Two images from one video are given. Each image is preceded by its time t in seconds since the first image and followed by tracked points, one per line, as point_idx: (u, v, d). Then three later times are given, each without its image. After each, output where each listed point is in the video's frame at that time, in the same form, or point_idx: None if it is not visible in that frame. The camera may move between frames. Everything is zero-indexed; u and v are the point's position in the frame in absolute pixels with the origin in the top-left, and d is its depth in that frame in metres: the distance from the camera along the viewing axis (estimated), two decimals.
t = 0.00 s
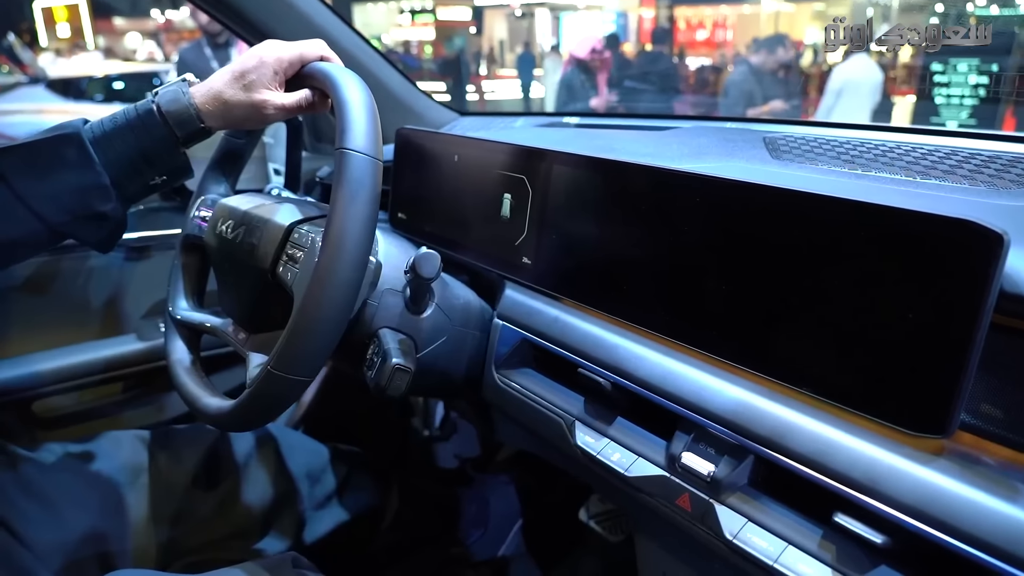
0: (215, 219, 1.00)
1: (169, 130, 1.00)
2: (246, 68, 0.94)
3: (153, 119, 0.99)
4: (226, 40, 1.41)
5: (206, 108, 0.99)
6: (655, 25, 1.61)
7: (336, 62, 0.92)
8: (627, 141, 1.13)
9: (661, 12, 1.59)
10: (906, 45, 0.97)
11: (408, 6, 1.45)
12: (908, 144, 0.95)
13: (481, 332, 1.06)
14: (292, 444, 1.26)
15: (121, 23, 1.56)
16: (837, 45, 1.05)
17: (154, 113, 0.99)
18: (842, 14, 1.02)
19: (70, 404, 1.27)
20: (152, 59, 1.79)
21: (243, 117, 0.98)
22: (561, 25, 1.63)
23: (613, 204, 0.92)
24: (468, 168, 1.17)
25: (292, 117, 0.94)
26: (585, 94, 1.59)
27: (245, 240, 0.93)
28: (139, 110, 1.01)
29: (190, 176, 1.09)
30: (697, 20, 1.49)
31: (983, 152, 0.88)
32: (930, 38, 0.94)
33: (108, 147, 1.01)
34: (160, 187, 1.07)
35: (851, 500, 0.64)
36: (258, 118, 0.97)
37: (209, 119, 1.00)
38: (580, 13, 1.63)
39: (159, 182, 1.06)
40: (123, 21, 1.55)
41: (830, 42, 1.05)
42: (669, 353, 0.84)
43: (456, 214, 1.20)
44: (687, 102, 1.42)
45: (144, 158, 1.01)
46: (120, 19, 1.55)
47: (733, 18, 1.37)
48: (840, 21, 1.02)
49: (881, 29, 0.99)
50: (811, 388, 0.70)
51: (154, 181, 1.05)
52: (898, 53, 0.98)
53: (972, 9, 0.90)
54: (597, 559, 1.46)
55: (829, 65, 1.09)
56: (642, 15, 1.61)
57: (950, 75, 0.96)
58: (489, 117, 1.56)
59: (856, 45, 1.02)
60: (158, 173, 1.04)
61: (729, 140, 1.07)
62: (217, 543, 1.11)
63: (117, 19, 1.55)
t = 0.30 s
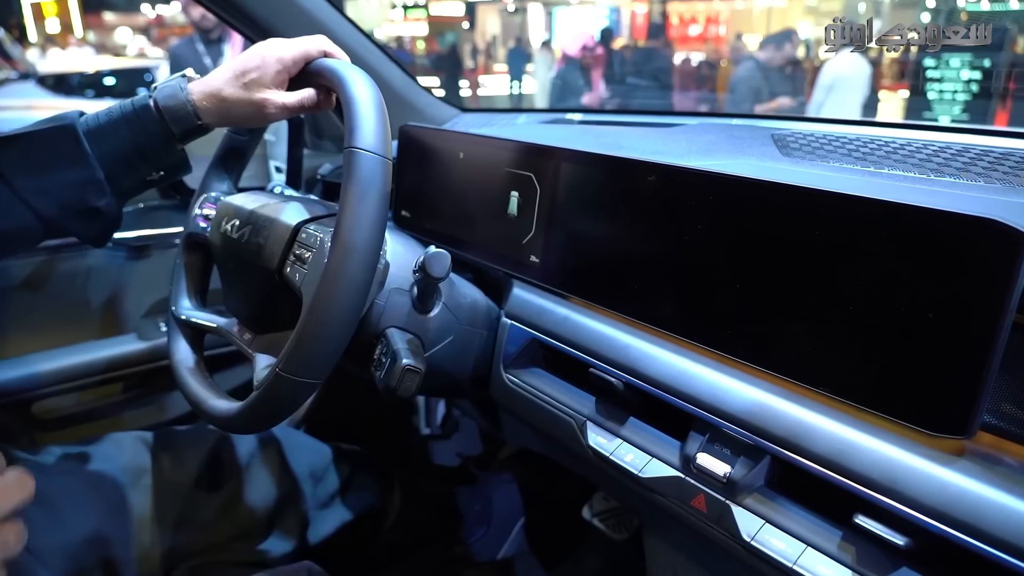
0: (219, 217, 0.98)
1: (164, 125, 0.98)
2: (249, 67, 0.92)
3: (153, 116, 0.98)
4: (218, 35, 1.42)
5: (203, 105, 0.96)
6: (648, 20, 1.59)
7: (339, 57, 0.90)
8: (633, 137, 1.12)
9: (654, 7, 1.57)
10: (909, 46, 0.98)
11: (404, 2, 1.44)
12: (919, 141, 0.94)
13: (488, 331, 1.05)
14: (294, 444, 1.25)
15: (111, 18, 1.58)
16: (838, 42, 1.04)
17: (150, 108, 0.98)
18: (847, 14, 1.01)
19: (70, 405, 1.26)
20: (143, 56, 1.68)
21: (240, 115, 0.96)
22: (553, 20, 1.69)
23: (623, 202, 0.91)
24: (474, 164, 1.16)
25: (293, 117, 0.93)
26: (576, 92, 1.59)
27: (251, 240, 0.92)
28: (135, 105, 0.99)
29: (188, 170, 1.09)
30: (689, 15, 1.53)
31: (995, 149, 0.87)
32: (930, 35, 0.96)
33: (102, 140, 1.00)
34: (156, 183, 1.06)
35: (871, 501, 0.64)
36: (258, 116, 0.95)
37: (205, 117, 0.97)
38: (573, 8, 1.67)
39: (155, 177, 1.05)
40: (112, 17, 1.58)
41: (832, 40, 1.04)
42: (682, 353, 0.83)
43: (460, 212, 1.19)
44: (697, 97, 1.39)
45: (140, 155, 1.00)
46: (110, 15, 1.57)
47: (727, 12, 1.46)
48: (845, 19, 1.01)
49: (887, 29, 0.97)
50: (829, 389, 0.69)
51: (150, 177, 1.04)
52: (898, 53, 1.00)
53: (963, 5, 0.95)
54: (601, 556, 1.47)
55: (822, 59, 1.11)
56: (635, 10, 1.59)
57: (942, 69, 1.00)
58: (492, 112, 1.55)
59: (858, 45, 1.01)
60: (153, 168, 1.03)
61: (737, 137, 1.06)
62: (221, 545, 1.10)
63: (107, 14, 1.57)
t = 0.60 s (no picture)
0: (218, 218, 0.97)
1: (67, 215, 0.99)
2: (145, 150, 0.96)
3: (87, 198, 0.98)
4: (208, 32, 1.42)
5: (108, 194, 0.98)
6: (640, 16, 1.67)
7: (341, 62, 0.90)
8: (633, 135, 1.12)
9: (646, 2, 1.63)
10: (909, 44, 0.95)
11: None
12: (921, 140, 0.94)
13: (488, 332, 1.05)
14: (291, 446, 1.25)
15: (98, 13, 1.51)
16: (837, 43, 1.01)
17: (54, 199, 0.99)
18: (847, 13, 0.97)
19: (66, 407, 1.25)
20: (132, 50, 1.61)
21: (150, 201, 0.99)
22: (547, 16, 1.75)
23: (625, 203, 0.91)
24: (474, 164, 1.16)
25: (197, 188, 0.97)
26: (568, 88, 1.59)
27: (252, 241, 0.91)
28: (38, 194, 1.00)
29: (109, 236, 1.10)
30: (682, 11, 1.53)
31: (998, 148, 0.87)
32: (931, 35, 0.92)
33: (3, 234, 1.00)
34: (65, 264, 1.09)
35: (879, 503, 0.64)
36: (165, 200, 0.98)
37: (111, 206, 0.99)
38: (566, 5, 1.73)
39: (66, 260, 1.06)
40: (99, 12, 1.50)
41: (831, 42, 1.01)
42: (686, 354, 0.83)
43: (459, 211, 1.19)
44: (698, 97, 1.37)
45: (51, 246, 1.02)
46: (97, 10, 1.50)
47: (718, 9, 1.43)
48: (840, 22, 0.98)
49: (891, 25, 0.94)
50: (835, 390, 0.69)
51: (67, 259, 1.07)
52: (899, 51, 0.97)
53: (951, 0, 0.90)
54: (600, 555, 1.47)
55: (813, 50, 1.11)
56: (627, 6, 1.65)
57: (933, 65, 0.97)
58: (490, 111, 1.54)
59: (857, 45, 0.98)
60: (65, 254, 1.05)
61: (738, 136, 1.06)
62: (220, 547, 1.09)
63: (96, 9, 1.49)
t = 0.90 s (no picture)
0: (218, 215, 0.96)
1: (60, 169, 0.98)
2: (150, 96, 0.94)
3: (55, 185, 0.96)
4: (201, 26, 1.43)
5: (101, 143, 0.96)
6: (632, 11, 1.50)
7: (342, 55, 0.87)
8: (637, 130, 1.11)
9: None
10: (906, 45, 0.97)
11: None
12: (930, 134, 0.93)
13: (492, 329, 1.04)
14: (291, 445, 1.23)
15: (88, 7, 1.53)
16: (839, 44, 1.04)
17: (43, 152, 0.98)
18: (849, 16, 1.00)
19: (62, 407, 1.23)
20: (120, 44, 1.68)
21: (149, 148, 0.94)
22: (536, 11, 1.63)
23: (632, 199, 0.90)
24: (478, 160, 1.16)
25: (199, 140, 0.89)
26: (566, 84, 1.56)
27: (254, 239, 0.90)
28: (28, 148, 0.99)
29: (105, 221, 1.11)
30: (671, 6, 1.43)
31: (1008, 143, 0.86)
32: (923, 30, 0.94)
33: None
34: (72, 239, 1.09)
35: (895, 502, 0.63)
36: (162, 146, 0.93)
37: (102, 155, 0.97)
38: None
39: (70, 233, 1.07)
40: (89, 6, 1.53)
41: (831, 43, 1.04)
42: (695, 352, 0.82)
43: (462, 206, 1.19)
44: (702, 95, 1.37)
45: (47, 211, 1.02)
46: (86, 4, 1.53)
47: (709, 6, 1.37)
48: (842, 21, 1.01)
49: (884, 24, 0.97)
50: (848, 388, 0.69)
51: (65, 234, 1.06)
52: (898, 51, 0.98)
53: None
54: (601, 552, 1.46)
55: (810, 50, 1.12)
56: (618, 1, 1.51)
57: (925, 60, 0.98)
58: (489, 107, 1.52)
59: (857, 45, 1.01)
60: (67, 222, 1.05)
61: (743, 131, 1.05)
62: (220, 548, 1.07)
63: (85, 4, 1.52)
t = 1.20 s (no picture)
0: (221, 212, 0.94)
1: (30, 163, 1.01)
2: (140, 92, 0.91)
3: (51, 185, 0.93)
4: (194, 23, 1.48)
5: (68, 135, 0.98)
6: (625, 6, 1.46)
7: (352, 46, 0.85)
8: (646, 124, 1.09)
9: None
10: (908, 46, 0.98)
11: None
12: (944, 129, 0.92)
13: (500, 327, 1.02)
14: (296, 446, 1.22)
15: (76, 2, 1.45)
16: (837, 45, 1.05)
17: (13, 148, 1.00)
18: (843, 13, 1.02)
19: (61, 409, 1.20)
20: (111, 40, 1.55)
21: (127, 145, 0.92)
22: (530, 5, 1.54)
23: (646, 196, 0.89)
24: (485, 155, 1.15)
25: (180, 140, 0.86)
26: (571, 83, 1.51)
27: (260, 237, 0.88)
28: None
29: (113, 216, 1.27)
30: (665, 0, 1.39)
31: None
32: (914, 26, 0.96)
33: None
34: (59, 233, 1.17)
35: (924, 504, 0.62)
36: (139, 143, 0.90)
37: (73, 148, 0.99)
38: None
39: (53, 229, 1.15)
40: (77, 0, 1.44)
41: (830, 43, 1.05)
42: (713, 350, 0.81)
43: (468, 202, 1.18)
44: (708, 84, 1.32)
45: (30, 211, 1.08)
46: None
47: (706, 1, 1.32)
48: (842, 21, 1.02)
49: (877, 19, 0.99)
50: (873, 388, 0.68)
51: (49, 230, 1.14)
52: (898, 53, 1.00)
53: None
54: (605, 551, 1.45)
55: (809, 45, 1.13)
56: None
57: (917, 55, 0.99)
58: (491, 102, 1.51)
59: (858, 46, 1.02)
60: (51, 221, 1.13)
61: (755, 125, 1.04)
62: (226, 550, 1.05)
63: None
